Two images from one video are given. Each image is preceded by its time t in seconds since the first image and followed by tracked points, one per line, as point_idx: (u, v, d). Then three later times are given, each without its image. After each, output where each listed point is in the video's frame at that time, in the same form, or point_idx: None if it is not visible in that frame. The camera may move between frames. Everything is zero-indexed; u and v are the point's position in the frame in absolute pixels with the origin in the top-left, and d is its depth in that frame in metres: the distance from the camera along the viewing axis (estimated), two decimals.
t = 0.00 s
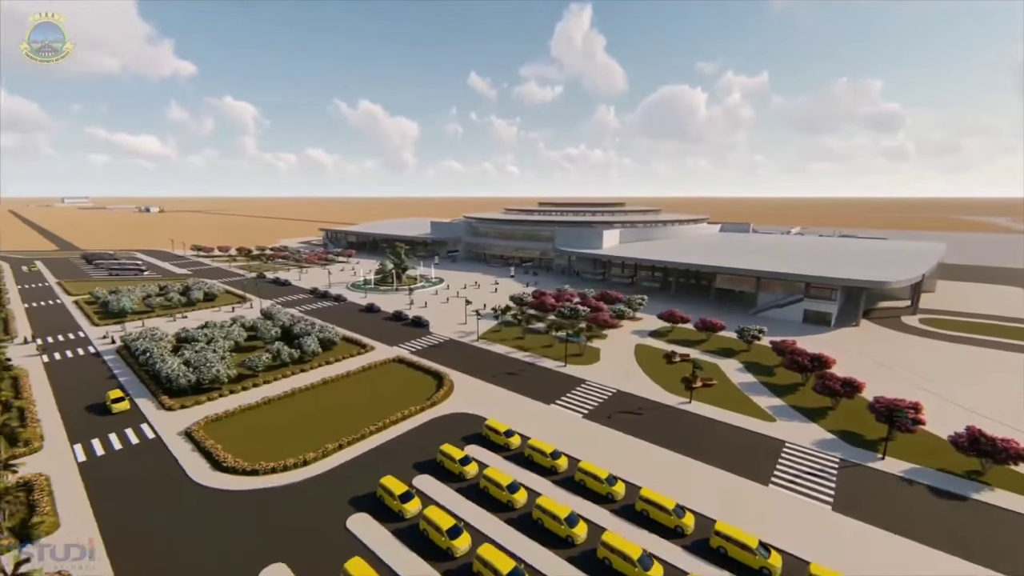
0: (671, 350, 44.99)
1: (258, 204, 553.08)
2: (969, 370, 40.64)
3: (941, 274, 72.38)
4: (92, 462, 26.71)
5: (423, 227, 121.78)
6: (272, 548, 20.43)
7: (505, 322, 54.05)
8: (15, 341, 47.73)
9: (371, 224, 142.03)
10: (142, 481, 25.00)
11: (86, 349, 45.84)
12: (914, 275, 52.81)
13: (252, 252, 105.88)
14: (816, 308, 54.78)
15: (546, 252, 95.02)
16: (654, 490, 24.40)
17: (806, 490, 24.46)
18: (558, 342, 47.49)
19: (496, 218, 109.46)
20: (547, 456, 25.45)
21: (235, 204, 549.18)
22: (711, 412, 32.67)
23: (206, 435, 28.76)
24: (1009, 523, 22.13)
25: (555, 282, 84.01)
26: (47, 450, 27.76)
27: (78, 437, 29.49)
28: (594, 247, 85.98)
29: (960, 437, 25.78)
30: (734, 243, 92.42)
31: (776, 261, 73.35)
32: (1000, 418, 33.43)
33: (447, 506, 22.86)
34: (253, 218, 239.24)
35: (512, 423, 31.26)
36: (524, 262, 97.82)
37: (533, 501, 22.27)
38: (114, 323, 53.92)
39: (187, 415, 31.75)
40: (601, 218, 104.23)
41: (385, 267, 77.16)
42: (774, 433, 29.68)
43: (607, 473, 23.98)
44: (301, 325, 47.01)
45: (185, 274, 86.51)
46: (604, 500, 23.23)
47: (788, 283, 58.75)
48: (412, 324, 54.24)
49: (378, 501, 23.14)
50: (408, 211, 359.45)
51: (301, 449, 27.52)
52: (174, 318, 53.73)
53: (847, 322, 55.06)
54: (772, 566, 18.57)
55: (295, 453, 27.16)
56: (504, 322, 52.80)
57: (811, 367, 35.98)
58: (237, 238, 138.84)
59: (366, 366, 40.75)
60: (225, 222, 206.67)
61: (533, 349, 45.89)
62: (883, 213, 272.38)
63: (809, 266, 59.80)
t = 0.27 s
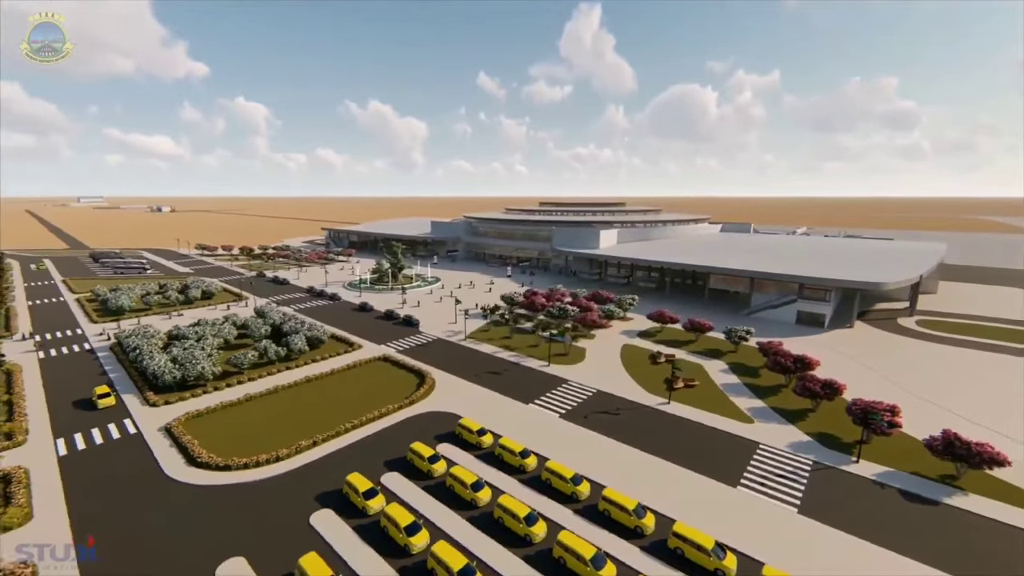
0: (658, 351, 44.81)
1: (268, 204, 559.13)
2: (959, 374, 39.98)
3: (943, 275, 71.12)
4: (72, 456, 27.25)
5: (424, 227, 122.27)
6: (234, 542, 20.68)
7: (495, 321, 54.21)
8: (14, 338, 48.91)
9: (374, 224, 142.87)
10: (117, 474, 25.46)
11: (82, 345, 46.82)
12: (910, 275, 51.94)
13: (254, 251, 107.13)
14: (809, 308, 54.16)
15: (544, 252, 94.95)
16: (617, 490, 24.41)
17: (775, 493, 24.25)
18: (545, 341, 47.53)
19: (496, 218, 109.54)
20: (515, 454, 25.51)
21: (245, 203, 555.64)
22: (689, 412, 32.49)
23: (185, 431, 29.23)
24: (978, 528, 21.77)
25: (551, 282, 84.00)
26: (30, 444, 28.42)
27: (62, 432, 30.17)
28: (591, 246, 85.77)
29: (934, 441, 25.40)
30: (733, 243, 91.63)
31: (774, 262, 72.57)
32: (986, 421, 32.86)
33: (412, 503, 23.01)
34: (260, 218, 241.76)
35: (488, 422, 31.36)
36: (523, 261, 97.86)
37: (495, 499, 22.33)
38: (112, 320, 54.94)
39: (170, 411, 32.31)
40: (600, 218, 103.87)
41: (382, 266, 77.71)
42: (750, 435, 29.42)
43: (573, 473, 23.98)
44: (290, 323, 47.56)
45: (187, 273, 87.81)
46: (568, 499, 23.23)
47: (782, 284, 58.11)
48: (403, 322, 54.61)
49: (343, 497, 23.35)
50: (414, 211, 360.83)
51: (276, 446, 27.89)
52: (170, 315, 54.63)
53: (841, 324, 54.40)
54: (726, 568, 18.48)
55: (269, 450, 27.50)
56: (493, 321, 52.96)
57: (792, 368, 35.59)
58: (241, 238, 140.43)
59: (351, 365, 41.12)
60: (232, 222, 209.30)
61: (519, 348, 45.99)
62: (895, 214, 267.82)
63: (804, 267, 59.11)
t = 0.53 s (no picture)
0: (639, 351, 44.63)
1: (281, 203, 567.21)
2: (945, 377, 39.15)
3: (945, 277, 69.47)
4: (47, 447, 28.10)
5: (425, 226, 123.05)
6: (187, 532, 21.20)
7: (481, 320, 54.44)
8: (14, 334, 50.59)
9: (377, 224, 144.18)
10: (86, 466, 26.19)
11: (77, 341, 48.23)
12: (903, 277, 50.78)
13: (258, 250, 108.98)
14: (799, 310, 53.32)
15: (541, 252, 94.95)
16: (569, 489, 24.49)
17: (731, 495, 24.06)
18: (527, 341, 47.62)
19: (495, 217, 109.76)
20: (473, 452, 25.69)
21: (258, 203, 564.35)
22: (659, 414, 32.36)
23: (158, 425, 29.94)
24: (933, 534, 21.37)
25: (546, 282, 84.03)
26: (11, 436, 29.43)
27: (43, 424, 31.14)
28: (586, 246, 85.55)
29: (898, 445, 24.98)
30: (733, 243, 90.60)
31: (769, 263, 71.64)
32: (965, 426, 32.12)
33: (366, 498, 23.34)
34: (271, 218, 245.55)
35: (456, 420, 31.59)
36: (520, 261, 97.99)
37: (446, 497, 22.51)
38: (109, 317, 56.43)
39: (148, 406, 33.15)
40: (599, 217, 103.46)
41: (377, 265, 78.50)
42: (716, 437, 29.21)
43: (528, 472, 24.08)
44: (277, 320, 48.37)
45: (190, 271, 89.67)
46: (520, 498, 23.35)
47: (773, 284, 57.22)
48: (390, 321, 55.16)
49: (299, 491, 23.75)
50: (422, 210, 362.79)
51: (243, 441, 28.46)
52: (164, 312, 55.92)
53: (832, 326, 53.55)
54: (663, 568, 18.45)
55: (235, 445, 28.06)
56: (479, 321, 53.22)
57: (766, 370, 35.24)
58: (248, 237, 142.90)
59: (331, 363, 41.67)
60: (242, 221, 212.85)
61: (500, 347, 46.15)
62: (911, 214, 261.40)
63: (796, 268, 58.19)
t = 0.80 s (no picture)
0: (624, 351, 44.53)
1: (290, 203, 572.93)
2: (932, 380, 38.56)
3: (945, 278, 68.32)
4: (31, 442, 28.76)
5: (426, 226, 123.60)
6: (154, 525, 21.61)
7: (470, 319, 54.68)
8: (14, 331, 51.74)
9: (380, 224, 145.14)
10: (66, 459, 26.77)
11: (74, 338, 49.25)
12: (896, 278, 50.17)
13: (260, 249, 110.21)
14: (790, 310, 52.84)
15: (539, 252, 94.97)
16: (532, 487, 24.56)
17: (698, 496, 23.96)
18: (514, 340, 47.74)
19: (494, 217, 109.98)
20: (443, 450, 25.87)
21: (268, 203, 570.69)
22: (635, 414, 32.28)
23: (139, 421, 30.53)
24: (897, 537, 21.12)
25: (542, 282, 84.05)
26: None
27: (30, 418, 31.89)
28: (583, 246, 85.44)
29: (869, 448, 24.71)
30: (731, 244, 89.90)
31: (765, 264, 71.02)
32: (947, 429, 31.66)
33: (333, 494, 23.61)
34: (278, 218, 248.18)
35: (433, 419, 31.80)
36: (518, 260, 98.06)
37: (409, 493, 22.69)
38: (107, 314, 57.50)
39: (133, 402, 33.79)
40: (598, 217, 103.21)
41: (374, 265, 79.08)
42: (689, 438, 29.09)
43: (494, 470, 24.21)
44: (267, 318, 48.97)
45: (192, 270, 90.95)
46: (485, 496, 23.48)
47: (766, 285, 56.80)
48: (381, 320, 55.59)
49: (269, 487, 24.12)
50: (428, 211, 363.94)
51: (220, 437, 28.91)
52: (161, 310, 56.88)
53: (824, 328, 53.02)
54: (615, 568, 18.48)
55: (212, 441, 28.51)
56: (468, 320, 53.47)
57: (746, 371, 35.02)
58: (252, 236, 144.53)
59: (317, 361, 42.11)
60: (249, 221, 215.50)
61: (486, 346, 46.33)
62: (922, 214, 256.69)
63: (789, 269, 57.66)
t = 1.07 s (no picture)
0: (604, 351, 44.51)
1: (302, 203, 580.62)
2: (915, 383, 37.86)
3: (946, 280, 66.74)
4: (13, 432, 29.88)
5: (427, 226, 124.32)
6: (115, 514, 22.31)
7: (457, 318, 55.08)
8: (16, 326, 53.51)
9: (383, 223, 146.40)
10: (43, 450, 27.74)
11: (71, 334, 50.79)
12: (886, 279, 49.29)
13: (263, 248, 112.00)
14: (778, 311, 52.25)
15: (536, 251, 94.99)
16: (486, 485, 24.79)
17: (651, 495, 23.97)
18: (496, 339, 48.01)
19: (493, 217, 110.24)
20: (402, 446, 26.24)
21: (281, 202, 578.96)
22: (603, 414, 32.32)
23: (117, 414, 31.46)
24: (845, 540, 20.92)
25: (537, 282, 84.13)
26: None
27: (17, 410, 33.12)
28: (578, 246, 85.28)
29: (827, 451, 24.43)
30: (730, 244, 88.92)
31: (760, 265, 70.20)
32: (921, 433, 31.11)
33: (290, 488, 24.13)
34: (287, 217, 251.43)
35: (402, 416, 32.21)
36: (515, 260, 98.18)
37: (361, 488, 23.09)
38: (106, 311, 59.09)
39: (116, 396, 34.83)
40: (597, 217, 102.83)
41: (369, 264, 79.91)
42: (652, 438, 29.08)
43: (448, 466, 24.50)
44: (256, 316, 49.92)
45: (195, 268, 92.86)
46: (438, 492, 23.79)
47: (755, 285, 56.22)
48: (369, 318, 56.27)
49: (230, 480, 24.76)
50: (436, 211, 365.37)
51: (192, 431, 29.65)
52: (157, 307, 58.32)
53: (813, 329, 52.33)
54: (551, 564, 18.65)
55: (184, 434, 29.29)
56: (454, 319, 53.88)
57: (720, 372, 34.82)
58: (258, 235, 146.76)
59: (300, 357, 42.86)
60: (258, 220, 218.50)
61: (468, 345, 46.66)
62: (938, 214, 250.62)
63: (780, 269, 56.96)
